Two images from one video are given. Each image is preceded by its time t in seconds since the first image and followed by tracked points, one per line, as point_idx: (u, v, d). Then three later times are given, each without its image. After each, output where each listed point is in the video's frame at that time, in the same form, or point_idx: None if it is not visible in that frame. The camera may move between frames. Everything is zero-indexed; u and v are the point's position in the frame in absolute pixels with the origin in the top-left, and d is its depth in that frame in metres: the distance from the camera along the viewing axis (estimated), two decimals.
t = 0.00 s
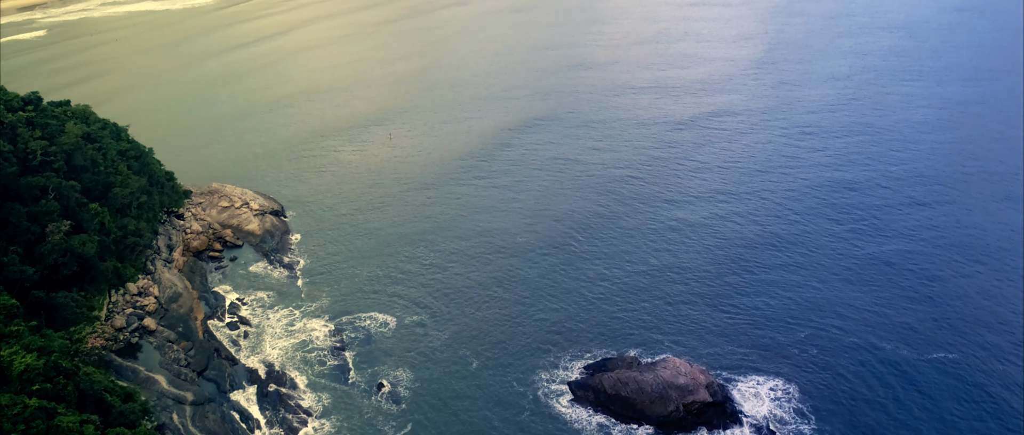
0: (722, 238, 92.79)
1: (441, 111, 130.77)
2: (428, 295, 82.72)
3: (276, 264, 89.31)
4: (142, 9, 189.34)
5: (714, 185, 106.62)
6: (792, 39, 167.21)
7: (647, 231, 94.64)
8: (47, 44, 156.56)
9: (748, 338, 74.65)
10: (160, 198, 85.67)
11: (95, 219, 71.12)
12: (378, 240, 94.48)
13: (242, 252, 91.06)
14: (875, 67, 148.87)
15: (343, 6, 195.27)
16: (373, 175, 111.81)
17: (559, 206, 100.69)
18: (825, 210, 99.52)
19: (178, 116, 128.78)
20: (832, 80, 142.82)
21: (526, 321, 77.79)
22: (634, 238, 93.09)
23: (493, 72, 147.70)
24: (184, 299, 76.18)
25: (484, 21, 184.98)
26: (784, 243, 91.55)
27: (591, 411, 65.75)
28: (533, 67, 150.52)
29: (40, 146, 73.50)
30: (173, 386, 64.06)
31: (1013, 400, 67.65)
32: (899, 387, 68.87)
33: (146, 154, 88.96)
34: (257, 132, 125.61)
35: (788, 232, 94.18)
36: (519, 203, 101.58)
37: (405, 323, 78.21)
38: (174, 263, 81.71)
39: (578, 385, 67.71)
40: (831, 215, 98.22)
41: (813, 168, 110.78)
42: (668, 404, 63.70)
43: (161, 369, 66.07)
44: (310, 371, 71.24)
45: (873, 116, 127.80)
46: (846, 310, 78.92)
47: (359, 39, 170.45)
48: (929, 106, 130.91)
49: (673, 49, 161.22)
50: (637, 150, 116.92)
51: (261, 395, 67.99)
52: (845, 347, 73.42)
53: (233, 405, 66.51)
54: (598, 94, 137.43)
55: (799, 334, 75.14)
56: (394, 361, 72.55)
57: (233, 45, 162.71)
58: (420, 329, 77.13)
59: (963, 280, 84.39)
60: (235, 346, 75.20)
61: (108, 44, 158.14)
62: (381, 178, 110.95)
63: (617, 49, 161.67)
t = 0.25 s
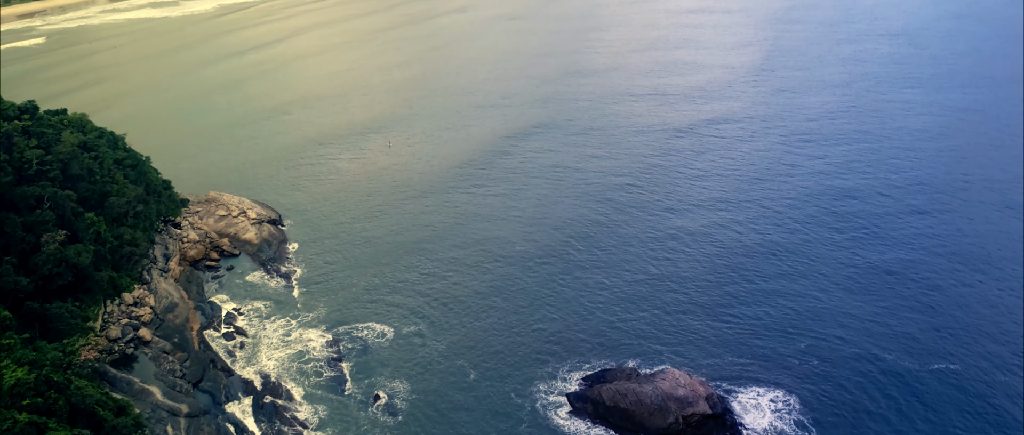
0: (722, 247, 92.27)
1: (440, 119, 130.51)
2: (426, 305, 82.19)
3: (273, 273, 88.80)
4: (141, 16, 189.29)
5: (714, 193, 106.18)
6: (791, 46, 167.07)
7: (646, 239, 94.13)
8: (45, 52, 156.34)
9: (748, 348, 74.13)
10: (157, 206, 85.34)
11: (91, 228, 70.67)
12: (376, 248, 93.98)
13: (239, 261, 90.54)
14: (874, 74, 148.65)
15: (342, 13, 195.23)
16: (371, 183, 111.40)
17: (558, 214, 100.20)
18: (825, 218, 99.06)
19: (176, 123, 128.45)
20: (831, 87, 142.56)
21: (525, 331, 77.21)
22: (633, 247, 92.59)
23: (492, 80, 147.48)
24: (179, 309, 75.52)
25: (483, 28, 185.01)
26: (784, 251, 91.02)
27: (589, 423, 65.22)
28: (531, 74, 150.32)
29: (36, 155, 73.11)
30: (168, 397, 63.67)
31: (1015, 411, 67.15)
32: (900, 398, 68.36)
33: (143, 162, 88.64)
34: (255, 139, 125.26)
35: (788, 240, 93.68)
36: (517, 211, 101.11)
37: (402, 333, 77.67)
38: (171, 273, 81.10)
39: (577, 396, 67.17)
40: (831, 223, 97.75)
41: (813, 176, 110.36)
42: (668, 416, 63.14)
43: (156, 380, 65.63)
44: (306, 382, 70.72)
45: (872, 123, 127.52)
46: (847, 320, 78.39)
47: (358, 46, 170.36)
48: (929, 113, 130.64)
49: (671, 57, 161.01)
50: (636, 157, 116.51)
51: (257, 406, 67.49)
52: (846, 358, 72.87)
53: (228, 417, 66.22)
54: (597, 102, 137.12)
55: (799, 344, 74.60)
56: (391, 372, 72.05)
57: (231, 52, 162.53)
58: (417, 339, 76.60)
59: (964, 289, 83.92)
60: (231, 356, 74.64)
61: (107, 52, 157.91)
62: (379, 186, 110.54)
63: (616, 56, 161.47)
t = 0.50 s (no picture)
0: (721, 255, 91.77)
1: (438, 126, 130.22)
2: (423, 314, 81.66)
3: (270, 283, 88.27)
4: (140, 23, 189.25)
5: (713, 201, 105.72)
6: (789, 53, 166.94)
7: (645, 248, 93.64)
8: (43, 59, 156.11)
9: (748, 358, 73.60)
10: (154, 215, 84.90)
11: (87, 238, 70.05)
12: (373, 257, 93.45)
13: (236, 271, 90.02)
14: (873, 81, 148.47)
15: (341, 21, 195.21)
16: (369, 191, 110.99)
17: (556, 222, 99.73)
18: (825, 226, 98.63)
19: (174, 131, 128.07)
20: (830, 94, 142.33)
21: (523, 341, 76.66)
22: (632, 255, 92.08)
23: (490, 87, 147.26)
24: (175, 319, 75.14)
25: (481, 35, 184.96)
26: (784, 260, 90.50)
27: None
28: (530, 81, 150.16)
29: (32, 164, 72.73)
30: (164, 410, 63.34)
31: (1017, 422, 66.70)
32: (901, 409, 67.89)
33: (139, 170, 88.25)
34: (253, 147, 124.87)
35: (788, 248, 93.17)
36: (516, 219, 100.66)
37: (400, 343, 77.11)
38: (167, 282, 80.61)
39: (575, 408, 66.65)
40: (831, 231, 97.28)
41: (813, 183, 109.97)
42: (667, 428, 62.60)
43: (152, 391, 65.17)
44: (303, 394, 70.28)
45: (872, 130, 127.22)
46: (848, 329, 77.85)
47: (356, 53, 170.24)
48: (928, 120, 130.41)
49: (670, 64, 160.87)
50: (635, 165, 116.14)
51: (254, 418, 67.11)
52: (847, 368, 72.36)
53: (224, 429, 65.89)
54: (596, 109, 136.83)
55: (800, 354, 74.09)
56: (388, 384, 71.54)
57: (230, 59, 162.29)
58: (415, 349, 76.07)
59: (965, 298, 83.47)
60: (227, 367, 74.11)
61: (105, 59, 157.62)
62: (377, 194, 110.12)
63: (614, 63, 161.34)
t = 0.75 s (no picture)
0: (721, 262, 91.29)
1: (436, 132, 129.92)
2: (421, 322, 81.15)
3: (268, 291, 87.75)
4: (139, 29, 188.99)
5: (712, 207, 105.32)
6: (788, 59, 166.71)
7: (644, 255, 93.20)
8: (42, 65, 155.81)
9: (748, 367, 73.12)
10: (151, 222, 84.39)
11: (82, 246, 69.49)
12: (371, 265, 92.95)
13: (233, 278, 89.50)
14: (872, 87, 148.29)
15: (340, 26, 195.07)
16: (367, 197, 110.63)
17: (555, 229, 99.30)
18: (825, 232, 98.23)
19: (172, 137, 127.72)
20: (829, 100, 142.09)
21: (521, 349, 76.15)
22: (631, 262, 91.64)
23: (489, 93, 147.04)
24: (172, 328, 74.52)
25: (480, 41, 184.88)
26: (784, 267, 90.02)
27: None
28: (528, 87, 149.95)
29: (28, 172, 72.37)
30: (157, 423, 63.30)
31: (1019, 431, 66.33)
32: (903, 418, 67.48)
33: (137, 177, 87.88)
34: (251, 153, 124.52)
35: (788, 255, 92.73)
36: (515, 226, 100.24)
37: (397, 351, 76.60)
38: (164, 290, 80.14)
39: (574, 418, 66.17)
40: (831, 238, 96.88)
41: (812, 190, 109.63)
42: None
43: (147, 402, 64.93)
44: (300, 403, 69.81)
45: (871, 136, 126.93)
46: (849, 337, 77.39)
47: (355, 59, 170.05)
48: (927, 126, 130.16)
49: (668, 70, 160.69)
50: (634, 171, 115.79)
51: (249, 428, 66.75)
52: (848, 377, 71.92)
53: None
54: (594, 115, 136.56)
55: (800, 363, 73.61)
56: (386, 393, 71.07)
57: (229, 65, 161.99)
58: (412, 357, 75.59)
59: (966, 305, 83.08)
60: (223, 377, 73.60)
61: (104, 65, 157.34)
62: (375, 200, 109.71)
63: (613, 69, 161.14)
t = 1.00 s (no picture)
0: (721, 272, 90.74)
1: (435, 141, 129.57)
2: (418, 333, 80.52)
3: (265, 302, 87.15)
4: (139, 38, 188.93)
5: (712, 217, 104.83)
6: (787, 67, 166.50)
7: (644, 265, 92.66)
8: (41, 74, 155.59)
9: (748, 379, 72.54)
10: (147, 232, 83.90)
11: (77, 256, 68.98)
12: (369, 275, 92.35)
13: (230, 289, 88.92)
14: (871, 95, 148.01)
15: (339, 34, 195.03)
16: (365, 206, 110.15)
17: (554, 238, 98.77)
18: (825, 242, 97.74)
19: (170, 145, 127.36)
20: (829, 108, 141.77)
21: (520, 361, 75.52)
22: (630, 272, 91.09)
23: (488, 101, 146.73)
24: (167, 340, 73.97)
25: (479, 49, 184.72)
26: (784, 277, 89.49)
27: None
28: (527, 95, 149.65)
29: (23, 183, 72.01)
30: None
31: None
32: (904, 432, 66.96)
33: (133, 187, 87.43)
34: (250, 162, 124.15)
35: (789, 265, 92.19)
36: (513, 236, 99.68)
37: (394, 363, 75.98)
38: (159, 302, 79.55)
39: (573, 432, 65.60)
40: (831, 247, 96.37)
41: (812, 199, 109.19)
42: None
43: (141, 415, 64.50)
44: (296, 417, 69.17)
45: (871, 145, 126.57)
46: (850, 349, 76.82)
47: (354, 67, 169.90)
48: (927, 135, 129.83)
49: (667, 78, 160.44)
50: (633, 180, 115.35)
51: None
52: (849, 390, 71.36)
53: None
54: (593, 124, 136.21)
55: (801, 375, 73.06)
56: (383, 406, 70.42)
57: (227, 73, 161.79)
58: (410, 369, 74.97)
59: (967, 316, 82.57)
60: (219, 390, 72.98)
61: (103, 73, 157.16)
62: (373, 210, 109.21)
63: (612, 77, 160.91)
